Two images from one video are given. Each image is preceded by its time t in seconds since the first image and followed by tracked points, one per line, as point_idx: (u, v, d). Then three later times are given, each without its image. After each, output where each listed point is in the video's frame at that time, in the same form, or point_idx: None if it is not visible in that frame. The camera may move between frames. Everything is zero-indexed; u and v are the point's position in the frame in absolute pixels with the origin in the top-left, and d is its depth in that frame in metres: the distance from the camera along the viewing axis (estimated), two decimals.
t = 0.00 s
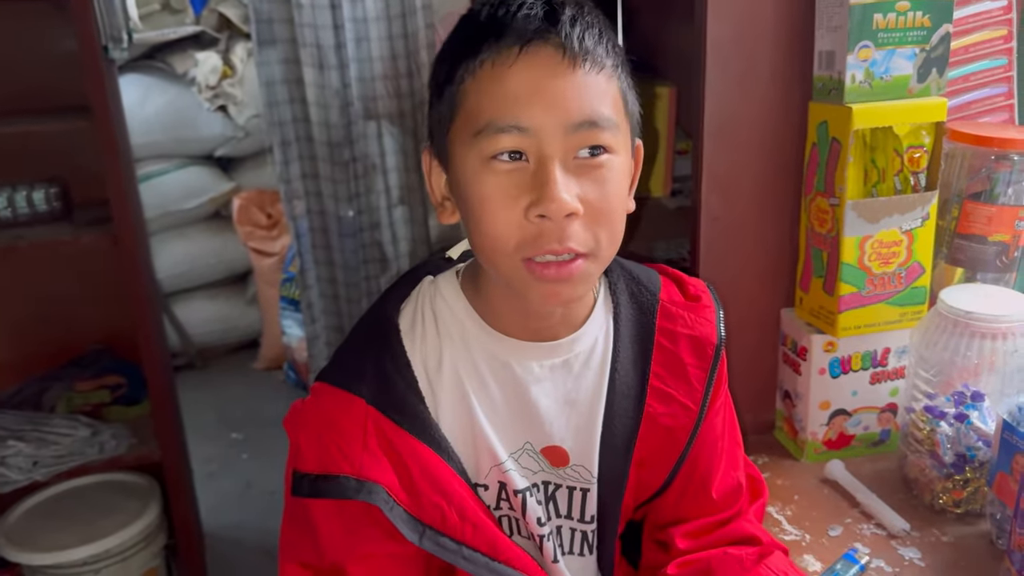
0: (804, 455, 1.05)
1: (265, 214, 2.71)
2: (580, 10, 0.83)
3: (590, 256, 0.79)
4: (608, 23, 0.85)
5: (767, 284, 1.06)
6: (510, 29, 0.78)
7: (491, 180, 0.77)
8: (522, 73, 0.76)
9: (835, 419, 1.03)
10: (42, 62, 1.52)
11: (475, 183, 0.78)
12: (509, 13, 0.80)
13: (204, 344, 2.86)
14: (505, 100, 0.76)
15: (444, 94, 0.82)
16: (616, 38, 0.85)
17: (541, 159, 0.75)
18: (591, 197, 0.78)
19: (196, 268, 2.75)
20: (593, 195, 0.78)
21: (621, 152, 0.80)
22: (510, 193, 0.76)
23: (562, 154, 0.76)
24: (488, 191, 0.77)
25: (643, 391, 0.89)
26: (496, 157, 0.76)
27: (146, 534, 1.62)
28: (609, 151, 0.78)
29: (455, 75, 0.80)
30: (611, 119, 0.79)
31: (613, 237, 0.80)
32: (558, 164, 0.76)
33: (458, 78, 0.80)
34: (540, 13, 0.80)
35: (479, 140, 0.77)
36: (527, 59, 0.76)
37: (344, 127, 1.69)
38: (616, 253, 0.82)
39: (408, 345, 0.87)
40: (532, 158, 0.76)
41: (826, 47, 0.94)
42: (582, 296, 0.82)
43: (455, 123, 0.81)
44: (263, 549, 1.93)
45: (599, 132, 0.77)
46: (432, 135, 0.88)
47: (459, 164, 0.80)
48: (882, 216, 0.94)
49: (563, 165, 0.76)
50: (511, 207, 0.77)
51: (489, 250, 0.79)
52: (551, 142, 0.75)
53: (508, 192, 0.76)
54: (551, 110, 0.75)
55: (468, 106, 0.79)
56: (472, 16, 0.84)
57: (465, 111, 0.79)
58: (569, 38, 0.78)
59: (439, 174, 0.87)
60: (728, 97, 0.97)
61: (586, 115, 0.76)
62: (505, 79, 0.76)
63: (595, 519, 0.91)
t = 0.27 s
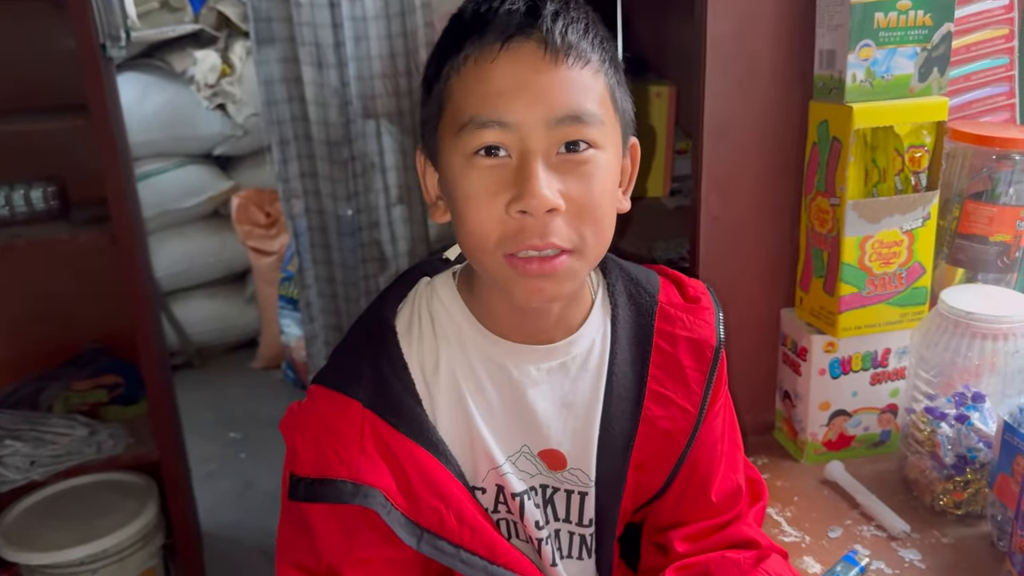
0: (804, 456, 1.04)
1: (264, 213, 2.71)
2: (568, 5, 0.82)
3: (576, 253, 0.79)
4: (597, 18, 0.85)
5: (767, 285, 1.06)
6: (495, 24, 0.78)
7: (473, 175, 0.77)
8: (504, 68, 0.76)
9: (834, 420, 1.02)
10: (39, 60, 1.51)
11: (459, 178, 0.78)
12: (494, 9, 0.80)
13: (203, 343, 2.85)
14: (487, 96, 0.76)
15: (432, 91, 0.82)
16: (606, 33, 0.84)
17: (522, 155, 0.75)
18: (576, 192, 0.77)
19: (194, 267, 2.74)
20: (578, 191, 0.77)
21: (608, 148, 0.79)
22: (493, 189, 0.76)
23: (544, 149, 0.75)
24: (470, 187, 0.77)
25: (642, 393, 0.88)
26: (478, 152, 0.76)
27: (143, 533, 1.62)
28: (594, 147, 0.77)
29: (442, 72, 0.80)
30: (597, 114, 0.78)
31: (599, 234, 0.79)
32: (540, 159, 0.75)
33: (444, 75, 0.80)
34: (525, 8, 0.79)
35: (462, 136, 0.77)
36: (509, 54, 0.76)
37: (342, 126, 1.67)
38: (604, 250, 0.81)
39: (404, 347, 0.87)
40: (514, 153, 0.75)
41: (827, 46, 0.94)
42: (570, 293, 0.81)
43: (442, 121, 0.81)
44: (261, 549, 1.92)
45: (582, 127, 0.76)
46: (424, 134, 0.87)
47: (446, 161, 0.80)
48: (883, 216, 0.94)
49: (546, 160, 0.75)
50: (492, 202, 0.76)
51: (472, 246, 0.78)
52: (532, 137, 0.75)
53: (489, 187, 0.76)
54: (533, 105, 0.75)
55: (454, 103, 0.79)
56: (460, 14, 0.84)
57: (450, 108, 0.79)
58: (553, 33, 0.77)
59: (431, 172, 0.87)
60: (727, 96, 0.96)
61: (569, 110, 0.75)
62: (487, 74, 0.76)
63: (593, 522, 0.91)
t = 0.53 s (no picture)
0: (803, 458, 1.04)
1: (264, 212, 2.71)
2: (563, 6, 0.82)
3: (570, 256, 0.79)
4: (593, 17, 0.84)
5: (766, 286, 1.05)
6: (488, 24, 0.78)
7: (466, 178, 0.76)
8: (497, 71, 0.75)
9: (833, 421, 1.02)
10: (38, 58, 1.51)
11: (452, 180, 0.78)
12: (487, 9, 0.79)
13: (203, 341, 2.85)
14: (480, 98, 0.75)
15: (426, 93, 0.82)
16: (602, 33, 0.83)
17: (516, 158, 0.75)
18: (568, 195, 0.76)
19: (194, 265, 2.74)
20: (572, 194, 0.77)
21: (603, 150, 0.78)
22: (485, 192, 0.76)
23: (536, 152, 0.75)
24: (463, 189, 0.77)
25: (640, 396, 0.88)
26: (471, 154, 0.76)
27: (142, 532, 1.62)
28: (588, 149, 0.77)
29: (436, 73, 0.80)
30: (592, 116, 0.77)
31: (593, 238, 0.78)
32: (532, 162, 0.75)
33: (437, 76, 0.79)
34: (519, 8, 0.79)
35: (455, 138, 0.77)
36: (502, 56, 0.76)
37: (342, 124, 1.68)
38: (599, 253, 0.81)
39: (402, 351, 0.87)
40: (506, 156, 0.75)
41: (827, 46, 0.93)
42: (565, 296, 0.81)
43: (435, 122, 0.80)
44: (260, 548, 1.92)
45: (576, 130, 0.76)
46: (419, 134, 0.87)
47: (439, 163, 0.80)
48: (883, 217, 0.94)
49: (538, 163, 0.75)
50: (485, 205, 0.76)
51: (465, 248, 0.78)
52: (526, 140, 0.74)
53: (483, 189, 0.76)
54: (527, 108, 0.74)
55: (447, 105, 0.78)
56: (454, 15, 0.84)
57: (443, 109, 0.79)
58: (547, 33, 0.77)
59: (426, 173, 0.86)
60: (727, 96, 0.96)
61: (563, 112, 0.75)
62: (481, 76, 0.75)
63: (592, 526, 0.90)
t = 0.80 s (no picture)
0: (798, 459, 1.03)
1: (264, 209, 2.70)
2: (578, 11, 0.76)
3: (564, 278, 0.78)
4: (605, 21, 0.79)
5: (762, 284, 1.05)
6: (499, 38, 0.72)
7: (467, 200, 0.73)
8: (507, 97, 0.70)
9: (829, 422, 1.01)
10: (34, 53, 1.50)
11: (451, 198, 0.74)
12: (498, 14, 0.73)
13: (202, 338, 2.85)
14: (487, 124, 0.71)
15: (423, 94, 0.77)
16: (614, 38, 0.79)
17: (520, 189, 0.72)
18: (571, 223, 0.75)
19: (193, 262, 2.74)
20: (573, 221, 0.75)
21: (607, 174, 0.76)
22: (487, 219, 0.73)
23: (542, 183, 0.72)
24: (463, 210, 0.74)
25: (629, 393, 0.87)
26: (474, 178, 0.72)
27: (139, 529, 1.61)
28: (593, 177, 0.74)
29: (437, 79, 0.74)
30: (601, 145, 0.74)
31: (589, 262, 0.78)
32: (538, 194, 0.72)
33: (439, 86, 0.74)
34: (534, 18, 0.73)
35: (457, 159, 0.73)
36: (513, 80, 0.71)
37: (341, 121, 1.67)
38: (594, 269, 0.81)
39: (391, 347, 0.86)
40: (511, 186, 0.72)
41: (824, 44, 0.92)
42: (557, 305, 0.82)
43: (434, 131, 0.76)
44: (257, 545, 1.92)
45: (584, 162, 0.73)
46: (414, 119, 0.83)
47: (437, 174, 0.76)
48: (880, 216, 0.93)
49: (543, 194, 0.72)
50: (485, 229, 0.74)
51: (462, 264, 0.77)
52: (533, 173, 0.71)
53: (484, 215, 0.73)
54: (536, 141, 0.70)
55: (449, 121, 0.73)
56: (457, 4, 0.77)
57: (444, 123, 0.74)
58: (562, 56, 0.72)
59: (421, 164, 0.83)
60: (723, 94, 0.95)
61: (573, 144, 0.72)
62: (491, 100, 0.71)
63: (580, 522, 0.90)
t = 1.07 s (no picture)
0: (794, 461, 1.02)
1: (265, 205, 2.70)
2: (631, 78, 0.74)
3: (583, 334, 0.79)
4: (648, 80, 0.77)
5: (757, 286, 1.04)
6: (562, 115, 0.68)
7: (504, 275, 0.72)
8: (565, 184, 0.68)
9: (824, 424, 1.01)
10: (32, 49, 1.50)
11: (485, 268, 0.73)
12: (558, 83, 0.70)
13: (203, 334, 2.85)
14: (539, 208, 0.68)
15: (462, 148, 0.73)
16: (655, 99, 0.77)
17: (561, 273, 0.71)
18: (601, 295, 0.75)
19: (195, 257, 2.74)
20: (603, 294, 0.75)
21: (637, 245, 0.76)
22: (522, 292, 0.72)
23: (583, 264, 0.71)
24: (498, 283, 0.72)
25: (616, 398, 0.89)
26: (514, 259, 0.70)
27: (137, 525, 1.61)
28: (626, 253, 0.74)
29: (485, 144, 0.70)
30: (638, 224, 0.73)
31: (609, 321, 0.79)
32: (578, 275, 0.71)
33: (488, 153, 0.70)
34: (595, 93, 0.70)
35: (499, 233, 0.70)
36: (575, 167, 0.68)
37: (341, 118, 1.66)
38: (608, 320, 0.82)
39: (381, 351, 0.86)
40: (553, 266, 0.70)
41: (821, 43, 0.91)
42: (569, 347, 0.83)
43: (472, 194, 0.72)
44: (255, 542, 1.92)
45: (624, 245, 0.72)
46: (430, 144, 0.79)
47: (468, 234, 0.73)
48: (876, 218, 0.92)
49: (582, 272, 0.71)
50: (519, 304, 0.73)
51: (486, 321, 0.76)
52: (576, 260, 0.70)
53: (519, 291, 0.72)
54: (586, 231, 0.69)
55: (494, 193, 0.70)
56: (505, 53, 0.72)
57: (488, 192, 0.71)
58: (622, 139, 0.70)
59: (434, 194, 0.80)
60: (720, 93, 0.94)
61: (617, 232, 0.71)
62: (544, 189, 0.68)
63: (571, 527, 0.92)
